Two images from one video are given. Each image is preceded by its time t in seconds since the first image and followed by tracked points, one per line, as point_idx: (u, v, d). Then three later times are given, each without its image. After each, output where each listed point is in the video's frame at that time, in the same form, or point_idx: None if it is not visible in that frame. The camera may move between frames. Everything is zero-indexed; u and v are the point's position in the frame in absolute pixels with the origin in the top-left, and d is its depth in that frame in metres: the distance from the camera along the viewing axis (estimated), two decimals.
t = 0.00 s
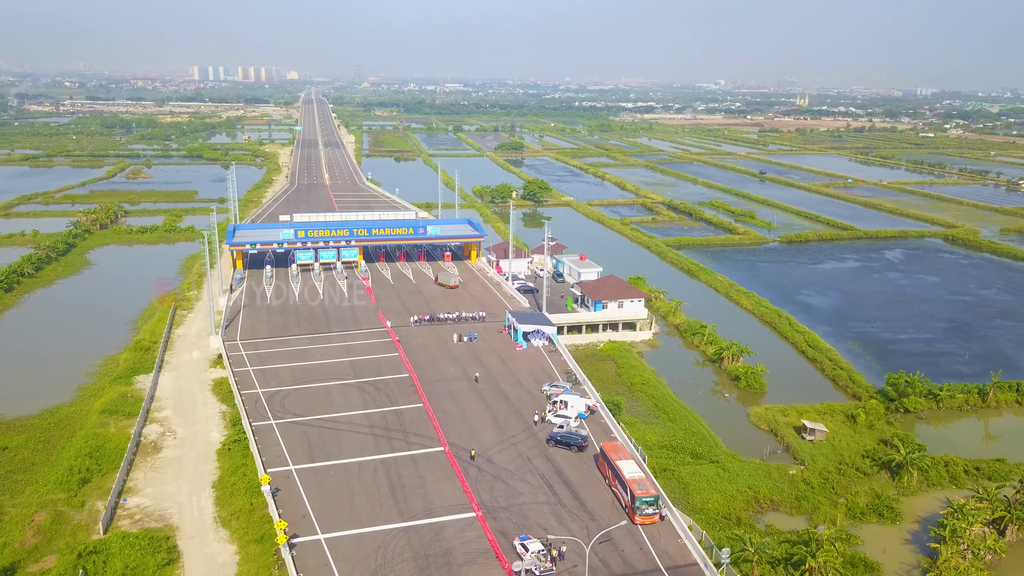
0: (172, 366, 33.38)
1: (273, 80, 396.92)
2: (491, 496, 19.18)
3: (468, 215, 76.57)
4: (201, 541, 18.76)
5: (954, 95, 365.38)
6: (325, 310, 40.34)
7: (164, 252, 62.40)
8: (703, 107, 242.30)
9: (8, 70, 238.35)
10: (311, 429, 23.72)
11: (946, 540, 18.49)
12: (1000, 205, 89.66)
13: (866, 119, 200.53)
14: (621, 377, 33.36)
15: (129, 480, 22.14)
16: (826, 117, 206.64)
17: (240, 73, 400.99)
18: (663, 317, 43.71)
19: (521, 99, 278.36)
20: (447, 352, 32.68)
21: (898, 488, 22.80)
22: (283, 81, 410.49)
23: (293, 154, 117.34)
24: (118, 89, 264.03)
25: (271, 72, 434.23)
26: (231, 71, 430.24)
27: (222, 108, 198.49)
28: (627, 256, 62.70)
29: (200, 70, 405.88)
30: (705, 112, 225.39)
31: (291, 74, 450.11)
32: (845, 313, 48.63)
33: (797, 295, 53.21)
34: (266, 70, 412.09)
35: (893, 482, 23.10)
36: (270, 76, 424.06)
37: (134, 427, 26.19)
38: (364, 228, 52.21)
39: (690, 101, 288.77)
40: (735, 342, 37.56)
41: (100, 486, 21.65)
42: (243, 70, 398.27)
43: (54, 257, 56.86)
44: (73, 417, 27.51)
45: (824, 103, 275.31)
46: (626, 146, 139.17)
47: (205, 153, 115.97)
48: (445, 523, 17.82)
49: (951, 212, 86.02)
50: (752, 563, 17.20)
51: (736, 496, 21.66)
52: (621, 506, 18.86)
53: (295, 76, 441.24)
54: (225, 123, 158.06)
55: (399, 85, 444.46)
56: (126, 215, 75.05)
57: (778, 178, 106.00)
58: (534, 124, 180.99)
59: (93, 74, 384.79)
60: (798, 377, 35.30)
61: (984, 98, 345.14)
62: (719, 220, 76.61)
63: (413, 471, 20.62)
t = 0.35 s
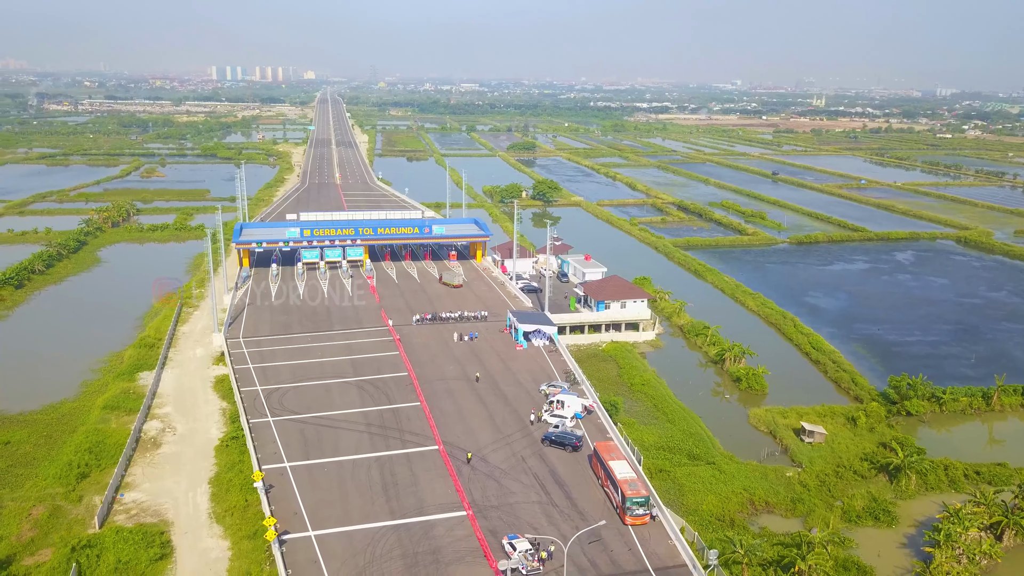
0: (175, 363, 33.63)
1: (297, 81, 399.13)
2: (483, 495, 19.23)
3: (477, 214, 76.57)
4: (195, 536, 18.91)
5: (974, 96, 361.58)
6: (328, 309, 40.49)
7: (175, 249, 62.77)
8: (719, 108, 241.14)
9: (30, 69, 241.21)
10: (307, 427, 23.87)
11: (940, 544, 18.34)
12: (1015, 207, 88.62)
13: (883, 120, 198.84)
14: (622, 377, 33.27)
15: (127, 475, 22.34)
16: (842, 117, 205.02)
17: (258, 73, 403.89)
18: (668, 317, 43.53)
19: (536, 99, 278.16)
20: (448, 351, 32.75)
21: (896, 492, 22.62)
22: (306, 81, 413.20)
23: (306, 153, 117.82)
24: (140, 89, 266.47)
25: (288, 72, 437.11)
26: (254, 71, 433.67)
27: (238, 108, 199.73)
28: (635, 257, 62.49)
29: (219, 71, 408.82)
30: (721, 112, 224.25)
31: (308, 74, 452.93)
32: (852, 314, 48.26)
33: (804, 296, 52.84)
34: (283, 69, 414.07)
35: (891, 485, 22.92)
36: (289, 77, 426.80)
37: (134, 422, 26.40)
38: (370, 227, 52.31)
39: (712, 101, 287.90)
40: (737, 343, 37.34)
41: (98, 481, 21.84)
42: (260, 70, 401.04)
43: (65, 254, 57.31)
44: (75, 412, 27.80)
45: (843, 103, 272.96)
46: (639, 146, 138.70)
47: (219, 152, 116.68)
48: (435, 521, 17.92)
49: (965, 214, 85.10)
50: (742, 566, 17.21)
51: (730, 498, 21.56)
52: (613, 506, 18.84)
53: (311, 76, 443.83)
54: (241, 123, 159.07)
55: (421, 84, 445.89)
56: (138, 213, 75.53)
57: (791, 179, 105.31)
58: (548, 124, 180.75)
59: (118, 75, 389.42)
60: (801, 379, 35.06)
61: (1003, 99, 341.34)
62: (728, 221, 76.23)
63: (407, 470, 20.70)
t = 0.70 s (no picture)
0: (183, 358, 34.00)
1: (318, 79, 402.00)
2: (478, 493, 19.34)
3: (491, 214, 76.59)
4: (192, 530, 19.15)
5: (1001, 98, 356.27)
6: (336, 306, 40.70)
7: (190, 245, 63.30)
8: (740, 109, 239.17)
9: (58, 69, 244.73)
10: (308, 423, 24.06)
11: (938, 550, 18.15)
12: None
13: (908, 121, 196.25)
14: (627, 379, 33.13)
15: (130, 468, 22.64)
16: (866, 119, 202.57)
17: (281, 72, 406.78)
18: (676, 318, 43.25)
19: (557, 99, 277.65)
20: (452, 350, 32.83)
21: (897, 497, 22.38)
22: (327, 80, 415.89)
23: (324, 152, 118.42)
24: (166, 88, 269.58)
25: (311, 71, 440.81)
26: (276, 70, 437.63)
27: (260, 106, 201.28)
28: (647, 257, 62.20)
29: (243, 70, 413.20)
30: (742, 113, 222.50)
31: (330, 74, 456.54)
32: (864, 316, 47.65)
33: (816, 298, 52.27)
34: (306, 69, 416.89)
35: (893, 490, 22.69)
36: (311, 75, 429.84)
37: (140, 416, 26.74)
38: (380, 225, 52.37)
39: (733, 102, 285.85)
40: (744, 345, 37.05)
41: (102, 473, 22.15)
42: (283, 69, 404.44)
43: (83, 249, 57.96)
44: (83, 405, 28.20)
45: (868, 104, 269.60)
46: (658, 147, 137.92)
47: (239, 150, 117.61)
48: (428, 519, 18.08)
49: (986, 217, 83.75)
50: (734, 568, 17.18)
51: (728, 500, 21.44)
52: (607, 506, 18.87)
53: (333, 75, 446.79)
54: (262, 121, 160.34)
55: (442, 84, 446.95)
56: (156, 209, 76.05)
57: (810, 181, 104.29)
58: (567, 124, 180.26)
59: (143, 73, 394.92)
60: (807, 382, 34.72)
61: None
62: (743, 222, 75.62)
63: (404, 467, 20.84)
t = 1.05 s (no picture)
0: (191, 353, 34.29)
1: (338, 78, 404.46)
2: (474, 491, 19.49)
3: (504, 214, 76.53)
4: (192, 523, 19.39)
5: None
6: (344, 303, 40.85)
7: (205, 241, 63.71)
8: (761, 110, 237.32)
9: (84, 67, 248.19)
10: (310, 419, 24.25)
11: (937, 556, 17.97)
12: None
13: (931, 123, 193.78)
14: (632, 379, 32.99)
15: (134, 461, 22.90)
16: (888, 121, 200.22)
17: (303, 70, 409.36)
18: (685, 319, 42.95)
19: (576, 99, 277.29)
20: (457, 348, 32.86)
21: (900, 502, 22.17)
22: (347, 79, 418.23)
23: (341, 150, 118.86)
24: (188, 86, 272.27)
25: (332, 71, 443.60)
26: (297, 69, 441.09)
27: (280, 105, 202.55)
28: (658, 258, 61.84)
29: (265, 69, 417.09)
30: (762, 114, 220.86)
31: (351, 73, 459.39)
32: (876, 318, 47.07)
33: (828, 300, 51.72)
34: (327, 68, 419.88)
35: (896, 495, 22.48)
36: (332, 74, 432.28)
37: (146, 409, 27.02)
38: (390, 223, 52.37)
39: (753, 103, 283.63)
40: (752, 347, 36.78)
41: (105, 466, 22.42)
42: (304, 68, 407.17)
43: (99, 245, 58.45)
44: (91, 398, 28.56)
45: (891, 106, 266.48)
46: (676, 148, 137.17)
47: (258, 149, 118.34)
48: (424, 516, 18.36)
49: (1006, 221, 82.50)
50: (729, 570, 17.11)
51: (728, 503, 21.33)
52: (604, 506, 18.99)
53: (354, 74, 449.30)
54: (281, 120, 161.35)
55: (461, 83, 447.68)
56: (173, 206, 76.72)
57: (828, 183, 103.30)
58: (585, 124, 179.88)
59: (166, 72, 399.48)
60: (814, 385, 34.40)
61: None
62: (758, 223, 75.03)
63: (402, 464, 20.99)
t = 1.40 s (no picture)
0: (202, 348, 34.59)
1: (359, 77, 407.04)
2: (475, 489, 19.88)
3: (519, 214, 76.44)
4: (196, 515, 19.74)
5: None
6: (355, 300, 41.02)
7: (221, 237, 64.17)
8: (783, 111, 235.17)
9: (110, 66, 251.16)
10: (315, 414, 24.50)
11: (940, 563, 17.82)
12: None
13: (956, 126, 191.05)
14: (639, 380, 32.85)
15: (142, 454, 23.19)
16: (911, 123, 197.65)
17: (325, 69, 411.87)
18: (696, 320, 42.62)
19: (597, 99, 277.02)
20: (464, 346, 32.92)
21: (906, 507, 22.00)
22: (369, 78, 420.40)
23: (359, 149, 119.32)
24: (211, 83, 274.83)
25: (354, 70, 447.21)
26: (319, 68, 444.85)
27: (301, 104, 203.83)
28: (672, 259, 61.46)
29: (287, 67, 421.52)
30: (783, 116, 218.87)
31: (372, 72, 462.13)
32: (890, 322, 46.44)
33: (842, 302, 51.10)
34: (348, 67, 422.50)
35: (901, 500, 22.30)
36: (354, 74, 434.84)
37: (155, 403, 27.32)
38: (402, 222, 52.31)
39: (775, 104, 281.10)
40: (761, 349, 36.52)
41: (113, 458, 22.71)
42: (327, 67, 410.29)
43: (117, 239, 59.04)
44: (102, 391, 28.91)
45: (916, 109, 262.91)
46: (695, 148, 136.25)
47: (277, 147, 119.09)
48: (423, 513, 18.82)
49: None
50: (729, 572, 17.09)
51: (731, 505, 21.20)
52: (604, 505, 19.34)
53: (375, 74, 452.37)
54: (301, 118, 162.32)
55: (480, 83, 448.41)
56: (191, 203, 77.39)
57: (847, 185, 102.15)
58: (606, 124, 179.22)
59: (189, 70, 404.54)
60: (823, 388, 34.07)
61: None
62: (773, 225, 74.41)
63: (405, 461, 21.26)
